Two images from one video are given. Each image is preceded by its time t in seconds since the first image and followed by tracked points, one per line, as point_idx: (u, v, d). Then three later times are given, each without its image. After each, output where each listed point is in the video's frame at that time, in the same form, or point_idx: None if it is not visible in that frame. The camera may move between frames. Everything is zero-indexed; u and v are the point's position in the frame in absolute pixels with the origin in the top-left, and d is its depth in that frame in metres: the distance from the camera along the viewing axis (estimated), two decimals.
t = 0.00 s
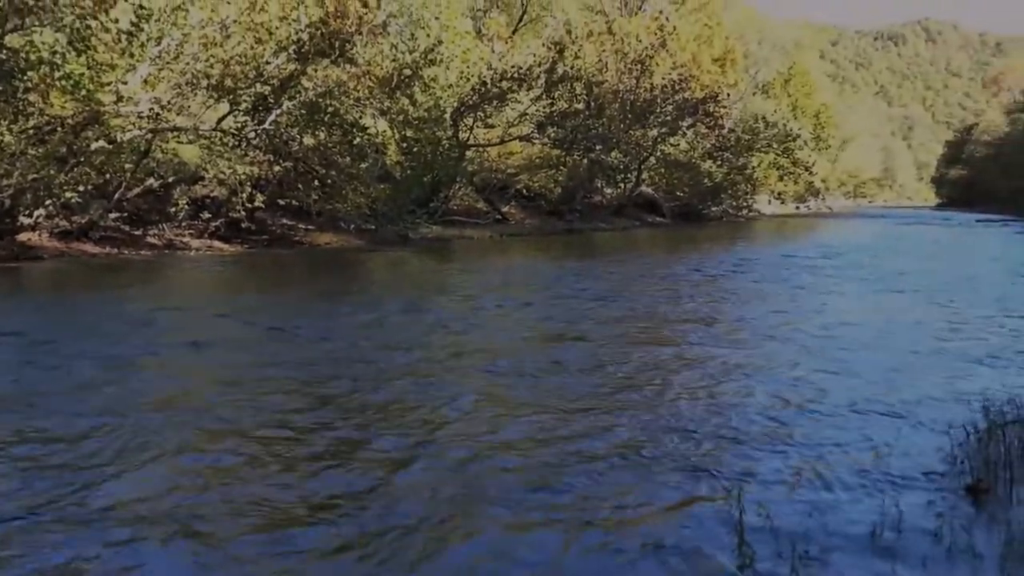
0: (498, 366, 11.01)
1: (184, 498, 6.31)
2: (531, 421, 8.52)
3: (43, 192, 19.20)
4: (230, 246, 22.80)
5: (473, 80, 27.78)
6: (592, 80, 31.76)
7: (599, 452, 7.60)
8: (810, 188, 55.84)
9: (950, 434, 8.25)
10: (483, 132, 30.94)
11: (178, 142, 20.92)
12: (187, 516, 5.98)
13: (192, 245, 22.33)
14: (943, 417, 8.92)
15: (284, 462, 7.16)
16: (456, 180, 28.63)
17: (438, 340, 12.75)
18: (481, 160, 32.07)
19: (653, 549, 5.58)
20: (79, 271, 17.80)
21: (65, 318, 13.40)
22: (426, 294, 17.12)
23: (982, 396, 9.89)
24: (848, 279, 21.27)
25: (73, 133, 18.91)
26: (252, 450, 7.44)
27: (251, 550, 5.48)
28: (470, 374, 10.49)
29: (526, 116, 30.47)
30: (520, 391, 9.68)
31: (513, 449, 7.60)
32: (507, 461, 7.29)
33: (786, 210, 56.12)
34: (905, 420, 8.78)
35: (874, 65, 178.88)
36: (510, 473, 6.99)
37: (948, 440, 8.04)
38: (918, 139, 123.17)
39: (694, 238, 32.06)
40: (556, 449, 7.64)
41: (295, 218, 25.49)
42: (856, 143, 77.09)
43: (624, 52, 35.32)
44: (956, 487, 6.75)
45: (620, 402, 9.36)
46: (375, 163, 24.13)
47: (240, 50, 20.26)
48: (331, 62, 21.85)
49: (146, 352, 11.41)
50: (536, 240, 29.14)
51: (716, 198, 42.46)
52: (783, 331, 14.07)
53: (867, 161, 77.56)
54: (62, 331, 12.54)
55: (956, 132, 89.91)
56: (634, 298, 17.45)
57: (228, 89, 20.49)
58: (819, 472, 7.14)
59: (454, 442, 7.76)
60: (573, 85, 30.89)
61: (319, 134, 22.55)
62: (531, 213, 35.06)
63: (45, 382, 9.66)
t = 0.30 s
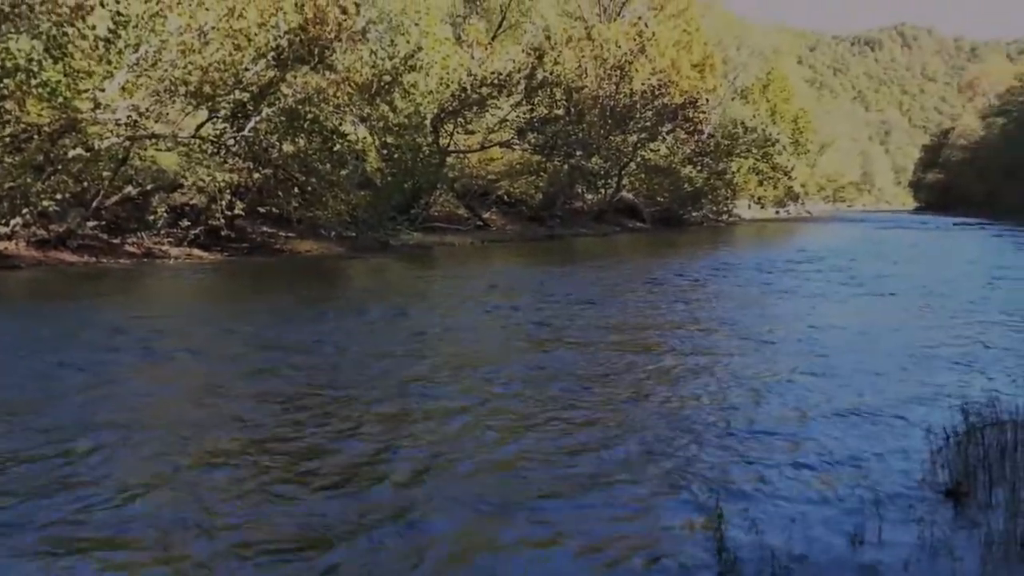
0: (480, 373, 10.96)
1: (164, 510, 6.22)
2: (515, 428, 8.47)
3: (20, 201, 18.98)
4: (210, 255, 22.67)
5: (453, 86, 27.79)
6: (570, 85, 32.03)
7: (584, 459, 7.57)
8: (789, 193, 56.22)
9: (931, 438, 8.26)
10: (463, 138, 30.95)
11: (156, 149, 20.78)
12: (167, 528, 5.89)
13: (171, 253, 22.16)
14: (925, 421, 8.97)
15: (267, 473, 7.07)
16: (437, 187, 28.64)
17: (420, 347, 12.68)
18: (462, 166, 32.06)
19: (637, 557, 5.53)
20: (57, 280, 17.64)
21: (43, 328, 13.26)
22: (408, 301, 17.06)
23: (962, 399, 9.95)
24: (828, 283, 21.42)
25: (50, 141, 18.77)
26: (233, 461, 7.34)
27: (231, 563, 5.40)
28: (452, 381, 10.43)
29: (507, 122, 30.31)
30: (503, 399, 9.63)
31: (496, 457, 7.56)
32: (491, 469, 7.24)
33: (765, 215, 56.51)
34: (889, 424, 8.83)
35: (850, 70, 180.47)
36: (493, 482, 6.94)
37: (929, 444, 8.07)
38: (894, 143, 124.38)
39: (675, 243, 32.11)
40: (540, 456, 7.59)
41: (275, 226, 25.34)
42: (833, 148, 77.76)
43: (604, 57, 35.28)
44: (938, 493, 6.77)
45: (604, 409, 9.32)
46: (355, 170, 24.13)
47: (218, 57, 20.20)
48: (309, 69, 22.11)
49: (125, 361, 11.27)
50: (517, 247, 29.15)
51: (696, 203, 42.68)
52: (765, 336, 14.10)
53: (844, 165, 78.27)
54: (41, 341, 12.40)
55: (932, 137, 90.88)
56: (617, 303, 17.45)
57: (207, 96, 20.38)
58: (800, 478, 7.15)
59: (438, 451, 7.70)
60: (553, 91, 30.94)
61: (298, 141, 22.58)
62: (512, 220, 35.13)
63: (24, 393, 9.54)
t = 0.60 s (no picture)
0: (463, 380, 10.93)
1: (145, 520, 6.16)
2: (500, 434, 8.45)
3: None
4: (188, 264, 22.52)
5: (432, 94, 27.83)
6: (551, 92, 32.07)
7: (567, 464, 7.55)
8: (767, 199, 56.54)
9: (910, 442, 8.30)
10: (442, 145, 30.95)
11: (133, 157, 20.76)
12: (150, 538, 5.84)
13: (148, 262, 22.02)
14: (900, 425, 9.03)
15: (249, 481, 7.02)
16: (417, 195, 28.64)
17: (402, 354, 12.64)
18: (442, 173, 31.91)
19: (619, 564, 5.51)
20: (32, 290, 17.48)
21: (19, 337, 13.13)
22: (389, 308, 17.02)
23: (940, 402, 10.03)
24: (807, 287, 21.54)
25: (26, 149, 18.53)
26: (215, 470, 7.27)
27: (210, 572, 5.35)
28: (435, 388, 10.40)
29: (486, 129, 30.49)
30: (486, 405, 9.60)
31: (479, 463, 7.54)
32: (474, 476, 7.21)
33: (744, 221, 56.80)
34: (867, 428, 8.87)
35: (827, 76, 181.94)
36: (474, 489, 6.92)
37: (906, 448, 8.11)
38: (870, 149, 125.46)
39: (655, 249, 32.19)
40: (523, 462, 7.58)
41: (253, 234, 25.22)
42: (810, 154, 78.31)
43: (583, 64, 35.26)
44: (917, 497, 6.78)
45: (587, 414, 9.32)
46: (334, 178, 24.04)
47: (196, 64, 20.16)
48: (288, 77, 22.02)
49: (103, 371, 11.15)
50: (498, 254, 29.15)
51: (676, 209, 42.88)
52: (745, 340, 14.17)
53: (821, 171, 78.85)
54: (16, 351, 12.27)
55: (908, 143, 91.76)
56: (597, 309, 17.48)
57: (184, 104, 20.26)
58: (778, 482, 7.17)
59: (420, 458, 7.67)
60: (532, 98, 30.99)
61: (277, 148, 22.46)
62: (492, 226, 35.21)
63: None
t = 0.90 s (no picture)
0: (442, 387, 10.96)
1: (126, 527, 6.17)
2: (480, 441, 8.49)
3: None
4: (163, 272, 22.40)
5: (409, 102, 27.77)
6: (527, 101, 31.99)
7: (544, 471, 7.60)
8: (743, 207, 56.95)
9: (883, 448, 8.39)
10: (420, 153, 30.94)
11: (108, 165, 20.61)
12: (134, 546, 5.86)
13: (123, 271, 21.88)
14: (872, 430, 9.13)
15: (229, 489, 7.03)
16: (394, 203, 28.62)
17: (380, 361, 12.65)
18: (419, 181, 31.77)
19: (596, 568, 5.57)
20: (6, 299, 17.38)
21: None
22: (366, 316, 17.03)
23: (913, 407, 10.17)
24: (783, 294, 21.69)
25: None
26: (196, 478, 7.27)
27: None
28: (413, 396, 10.43)
29: (463, 137, 30.50)
30: (466, 412, 9.64)
31: (458, 470, 7.58)
32: (453, 482, 7.25)
33: (721, 228, 57.05)
34: (840, 434, 8.96)
35: (802, 84, 183.23)
36: (453, 495, 6.97)
37: (878, 452, 8.22)
38: (844, 156, 126.46)
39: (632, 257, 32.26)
40: (501, 469, 7.64)
41: (230, 242, 25.08)
42: (786, 162, 78.79)
43: (560, 73, 35.41)
44: (889, 502, 6.87)
45: (566, 421, 9.36)
46: (311, 186, 23.90)
47: (171, 73, 20.12)
48: (265, 84, 21.77)
49: (80, 380, 11.08)
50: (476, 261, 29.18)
51: (653, 216, 43.06)
52: (721, 347, 14.29)
53: (797, 178, 79.35)
54: None
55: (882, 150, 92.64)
56: (575, 316, 17.57)
57: (159, 112, 20.29)
58: (749, 486, 7.28)
59: (398, 465, 7.71)
60: (510, 106, 31.00)
61: (253, 157, 22.44)
62: (469, 234, 35.26)
63: None
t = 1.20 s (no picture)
0: (420, 398, 10.88)
1: (104, 539, 6.13)
2: (459, 452, 8.42)
3: None
4: (136, 284, 22.19)
5: (385, 112, 27.76)
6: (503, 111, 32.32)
7: (524, 481, 7.55)
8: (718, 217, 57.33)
9: (857, 455, 8.45)
10: (396, 164, 30.99)
11: (81, 177, 20.57)
12: (109, 560, 5.78)
13: (96, 282, 21.70)
14: (845, 437, 9.20)
15: (205, 503, 6.92)
16: (370, 213, 28.58)
17: (357, 372, 12.55)
18: (395, 192, 31.73)
19: None
20: None
21: None
22: (343, 326, 17.00)
23: (888, 415, 10.23)
24: (759, 303, 21.77)
25: None
26: (170, 493, 7.15)
27: None
28: (392, 407, 10.35)
29: (439, 148, 30.43)
30: (444, 423, 9.56)
31: (437, 481, 7.51)
32: (432, 494, 7.19)
33: (696, 239, 57.26)
34: (812, 440, 9.06)
35: (775, 94, 184.71)
36: (433, 503, 6.97)
37: (853, 460, 8.26)
38: (818, 167, 127.55)
39: (608, 267, 32.36)
40: (479, 479, 7.57)
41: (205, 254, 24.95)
42: (761, 173, 79.40)
43: (536, 84, 35.55)
44: (864, 508, 6.91)
45: (545, 431, 9.32)
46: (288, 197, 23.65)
47: (145, 82, 19.85)
48: (239, 95, 21.84)
49: (52, 393, 10.91)
50: (452, 272, 29.14)
51: (629, 227, 43.21)
52: (697, 356, 14.37)
53: (771, 188, 79.91)
54: None
55: (855, 160, 93.52)
56: (552, 325, 17.62)
57: (133, 122, 20.04)
58: (726, 495, 7.26)
59: (376, 476, 7.63)
60: (486, 116, 31.00)
61: (227, 167, 22.41)
62: (445, 245, 35.27)
63: None
